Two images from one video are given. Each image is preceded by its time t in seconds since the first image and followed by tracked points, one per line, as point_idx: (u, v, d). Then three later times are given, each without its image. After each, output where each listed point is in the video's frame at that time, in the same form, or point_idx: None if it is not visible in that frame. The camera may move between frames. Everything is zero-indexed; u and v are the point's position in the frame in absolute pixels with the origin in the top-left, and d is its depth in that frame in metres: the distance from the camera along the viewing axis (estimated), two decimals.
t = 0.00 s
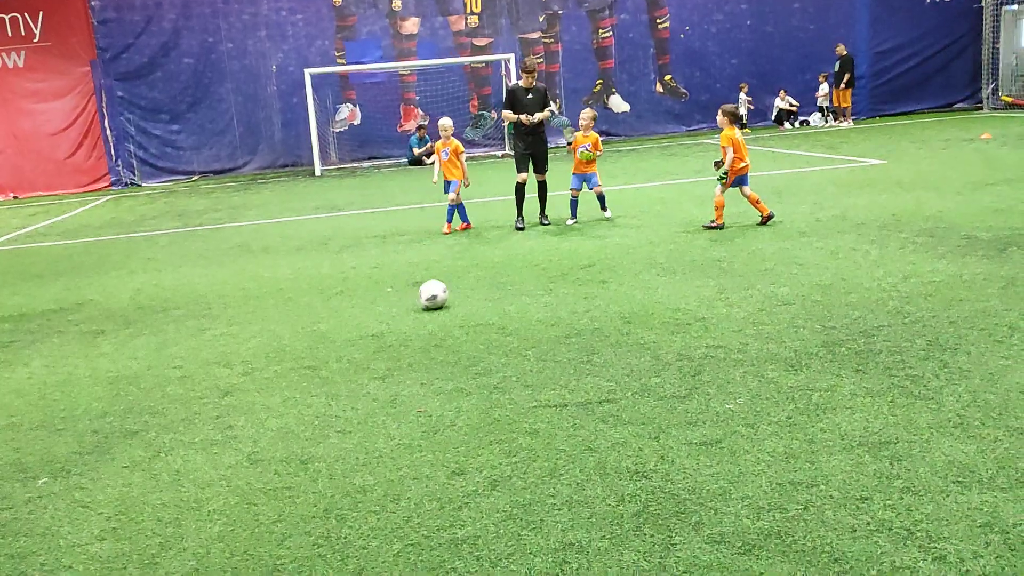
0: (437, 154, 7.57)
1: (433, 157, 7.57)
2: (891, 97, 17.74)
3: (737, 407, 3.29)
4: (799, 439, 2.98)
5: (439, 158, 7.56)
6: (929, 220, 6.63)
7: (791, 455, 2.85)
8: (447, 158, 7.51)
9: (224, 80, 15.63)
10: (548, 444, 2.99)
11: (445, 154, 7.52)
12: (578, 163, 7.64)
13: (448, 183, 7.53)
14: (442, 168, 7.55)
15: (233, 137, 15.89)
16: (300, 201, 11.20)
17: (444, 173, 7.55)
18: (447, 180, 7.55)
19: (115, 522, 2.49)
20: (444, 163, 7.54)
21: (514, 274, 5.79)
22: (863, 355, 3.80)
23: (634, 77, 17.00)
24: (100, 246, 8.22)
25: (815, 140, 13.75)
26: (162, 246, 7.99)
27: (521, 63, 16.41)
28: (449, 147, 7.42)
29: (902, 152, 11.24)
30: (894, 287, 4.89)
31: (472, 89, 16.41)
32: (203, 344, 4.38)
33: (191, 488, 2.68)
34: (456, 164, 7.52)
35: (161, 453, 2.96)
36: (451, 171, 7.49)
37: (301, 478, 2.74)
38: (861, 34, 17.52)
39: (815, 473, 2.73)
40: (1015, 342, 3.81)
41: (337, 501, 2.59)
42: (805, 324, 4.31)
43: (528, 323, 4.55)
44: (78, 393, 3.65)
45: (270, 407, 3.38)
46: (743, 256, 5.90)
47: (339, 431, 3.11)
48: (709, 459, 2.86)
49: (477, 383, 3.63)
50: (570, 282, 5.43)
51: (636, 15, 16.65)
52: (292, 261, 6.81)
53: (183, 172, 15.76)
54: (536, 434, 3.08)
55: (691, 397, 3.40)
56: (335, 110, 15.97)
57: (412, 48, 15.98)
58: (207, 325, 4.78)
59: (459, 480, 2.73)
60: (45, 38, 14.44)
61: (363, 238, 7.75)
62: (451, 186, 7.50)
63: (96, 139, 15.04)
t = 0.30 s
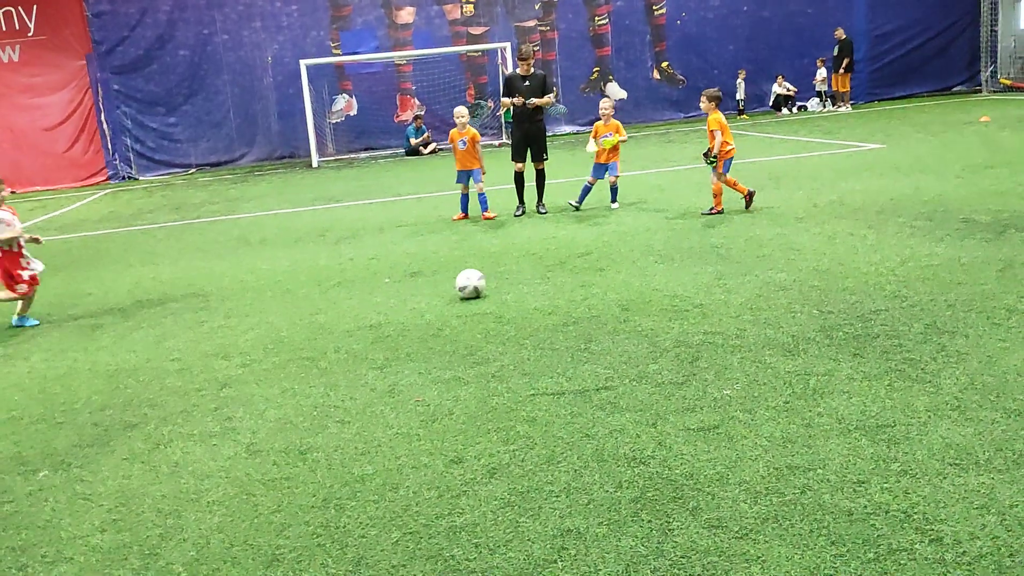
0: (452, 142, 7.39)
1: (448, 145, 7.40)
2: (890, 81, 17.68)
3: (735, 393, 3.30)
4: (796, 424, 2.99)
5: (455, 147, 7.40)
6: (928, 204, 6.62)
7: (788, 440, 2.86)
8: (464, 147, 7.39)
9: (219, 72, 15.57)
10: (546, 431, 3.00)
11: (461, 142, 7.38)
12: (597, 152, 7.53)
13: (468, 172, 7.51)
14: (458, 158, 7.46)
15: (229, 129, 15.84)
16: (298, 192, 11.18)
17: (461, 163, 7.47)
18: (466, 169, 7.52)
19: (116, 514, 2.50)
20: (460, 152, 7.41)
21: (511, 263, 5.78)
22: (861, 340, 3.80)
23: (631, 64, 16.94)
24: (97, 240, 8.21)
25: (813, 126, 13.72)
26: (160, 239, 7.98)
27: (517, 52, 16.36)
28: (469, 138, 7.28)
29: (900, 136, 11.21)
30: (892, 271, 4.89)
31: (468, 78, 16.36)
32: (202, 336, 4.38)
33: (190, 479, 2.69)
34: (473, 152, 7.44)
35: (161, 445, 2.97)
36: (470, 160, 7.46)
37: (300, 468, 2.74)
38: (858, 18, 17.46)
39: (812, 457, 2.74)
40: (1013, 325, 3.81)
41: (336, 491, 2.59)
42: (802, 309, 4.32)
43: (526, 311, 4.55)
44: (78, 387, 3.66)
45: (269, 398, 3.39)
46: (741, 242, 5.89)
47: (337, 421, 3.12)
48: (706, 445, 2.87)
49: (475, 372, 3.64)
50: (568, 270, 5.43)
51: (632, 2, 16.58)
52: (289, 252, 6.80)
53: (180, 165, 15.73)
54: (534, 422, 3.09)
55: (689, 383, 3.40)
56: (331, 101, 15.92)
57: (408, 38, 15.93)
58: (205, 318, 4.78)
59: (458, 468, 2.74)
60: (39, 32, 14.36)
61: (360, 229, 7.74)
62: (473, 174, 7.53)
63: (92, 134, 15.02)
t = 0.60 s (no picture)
0: (470, 144, 7.50)
1: (466, 147, 7.50)
2: (884, 87, 17.74)
3: (727, 398, 3.30)
4: (788, 429, 2.99)
5: (473, 148, 7.50)
6: (922, 210, 6.65)
7: (781, 446, 2.86)
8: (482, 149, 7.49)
9: (215, 75, 15.56)
10: (539, 436, 3.00)
11: (479, 144, 7.48)
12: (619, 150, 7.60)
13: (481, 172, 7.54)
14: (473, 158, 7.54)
15: (224, 132, 15.83)
16: (292, 196, 11.17)
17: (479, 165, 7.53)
18: (479, 170, 7.55)
19: (106, 518, 2.49)
20: (477, 154, 7.50)
21: (505, 267, 5.79)
22: (853, 345, 3.81)
23: (627, 69, 16.98)
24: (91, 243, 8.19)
25: (807, 132, 13.77)
26: (154, 242, 7.97)
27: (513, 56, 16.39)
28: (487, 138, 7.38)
29: (895, 142, 11.26)
30: (886, 277, 4.91)
31: (464, 82, 16.38)
32: (195, 339, 4.37)
33: (181, 483, 2.68)
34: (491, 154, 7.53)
35: (153, 448, 2.96)
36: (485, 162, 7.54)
37: (292, 473, 2.74)
38: (853, 24, 17.54)
39: (805, 463, 2.75)
40: (1005, 331, 3.82)
41: (327, 495, 2.59)
42: (795, 315, 4.33)
43: (520, 316, 4.56)
44: (70, 390, 3.64)
45: (261, 402, 3.38)
46: (735, 247, 5.91)
47: (329, 425, 3.11)
48: (699, 450, 2.87)
49: (468, 376, 3.65)
50: (562, 275, 5.44)
51: (627, 7, 16.62)
52: (284, 256, 6.79)
53: (175, 167, 15.73)
54: (526, 426, 3.09)
55: (681, 388, 3.41)
56: (326, 104, 15.92)
57: (404, 42, 15.94)
58: (199, 321, 4.77)
59: (450, 472, 2.74)
60: (34, 33, 14.21)
61: (355, 232, 7.75)
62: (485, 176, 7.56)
63: (87, 136, 14.91)
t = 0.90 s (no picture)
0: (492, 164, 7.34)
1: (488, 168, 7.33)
2: (879, 109, 17.91)
3: (724, 417, 3.31)
4: (785, 449, 2.99)
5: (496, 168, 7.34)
6: (916, 232, 6.70)
7: (777, 467, 2.86)
8: (505, 168, 7.37)
9: (213, 85, 15.60)
10: (536, 453, 3.00)
11: (502, 163, 7.34)
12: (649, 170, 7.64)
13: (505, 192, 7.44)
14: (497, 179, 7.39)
15: (222, 142, 15.84)
16: (289, 207, 11.18)
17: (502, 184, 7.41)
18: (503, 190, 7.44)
19: (100, 530, 2.47)
20: (501, 174, 7.36)
21: (502, 282, 5.79)
22: (850, 366, 3.82)
23: (624, 86, 17.09)
24: (86, 252, 8.18)
25: (802, 152, 13.87)
26: (149, 252, 7.95)
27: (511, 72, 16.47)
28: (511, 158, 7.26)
29: (889, 164, 11.34)
30: (882, 297, 4.94)
31: (462, 96, 16.44)
32: (190, 351, 4.36)
33: (176, 496, 2.66)
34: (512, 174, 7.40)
35: (147, 460, 2.94)
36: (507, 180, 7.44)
37: (287, 486, 2.72)
38: (849, 46, 17.71)
39: (802, 483, 2.75)
40: (1000, 354, 3.84)
41: (323, 510, 2.57)
42: (792, 334, 4.34)
43: (517, 331, 4.56)
44: (65, 400, 3.62)
45: (257, 415, 3.36)
46: (731, 265, 5.94)
47: (326, 439, 3.10)
48: (696, 469, 2.87)
49: (465, 392, 3.64)
50: (558, 291, 5.44)
51: (625, 25, 16.74)
52: (280, 268, 6.79)
53: (171, 177, 15.72)
54: (523, 443, 3.08)
55: (678, 407, 3.41)
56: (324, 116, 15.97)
57: (402, 56, 16.01)
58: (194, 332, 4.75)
59: (447, 488, 2.73)
60: (33, 41, 14.34)
61: (351, 245, 7.75)
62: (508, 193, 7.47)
63: (84, 144, 14.97)
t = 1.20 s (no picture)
0: (518, 171, 7.29)
1: (514, 175, 7.28)
2: (874, 131, 18.07)
3: (725, 437, 3.29)
4: (786, 470, 2.97)
5: (521, 177, 7.29)
6: (914, 254, 6.73)
7: (780, 488, 2.84)
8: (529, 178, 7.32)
9: (212, 96, 15.61)
10: (535, 470, 2.98)
11: (527, 173, 7.30)
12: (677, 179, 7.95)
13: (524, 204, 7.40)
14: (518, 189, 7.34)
15: (219, 152, 15.85)
16: (285, 219, 11.17)
17: (525, 194, 7.36)
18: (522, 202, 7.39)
19: (95, 542, 2.44)
20: (525, 183, 7.32)
21: (500, 297, 5.78)
22: (849, 387, 3.81)
23: (621, 104, 17.18)
24: (81, 260, 8.14)
25: (798, 172, 13.95)
26: (145, 261, 7.92)
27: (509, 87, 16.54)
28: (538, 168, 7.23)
29: (885, 186, 11.41)
30: (881, 319, 4.94)
31: (459, 111, 16.50)
32: (186, 361, 4.33)
33: (172, 508, 2.63)
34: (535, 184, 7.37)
35: (143, 471, 2.91)
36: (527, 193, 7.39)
37: (285, 500, 2.70)
38: (845, 68, 17.85)
39: (804, 505, 2.73)
40: (1000, 377, 3.84)
41: (321, 524, 2.54)
42: (791, 354, 4.34)
43: (515, 347, 4.55)
44: (59, 409, 3.58)
45: (255, 427, 3.33)
46: (729, 284, 5.95)
47: (324, 452, 3.07)
48: (697, 489, 2.84)
49: (464, 407, 3.61)
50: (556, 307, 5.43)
51: (624, 43, 16.84)
52: (277, 279, 6.77)
53: (168, 187, 15.70)
54: (523, 459, 3.06)
55: (678, 425, 3.39)
56: (322, 128, 15.99)
57: (401, 70, 16.05)
58: (191, 342, 4.72)
59: (447, 505, 2.70)
60: (32, 48, 14.41)
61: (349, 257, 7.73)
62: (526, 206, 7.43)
63: (80, 152, 14.95)
